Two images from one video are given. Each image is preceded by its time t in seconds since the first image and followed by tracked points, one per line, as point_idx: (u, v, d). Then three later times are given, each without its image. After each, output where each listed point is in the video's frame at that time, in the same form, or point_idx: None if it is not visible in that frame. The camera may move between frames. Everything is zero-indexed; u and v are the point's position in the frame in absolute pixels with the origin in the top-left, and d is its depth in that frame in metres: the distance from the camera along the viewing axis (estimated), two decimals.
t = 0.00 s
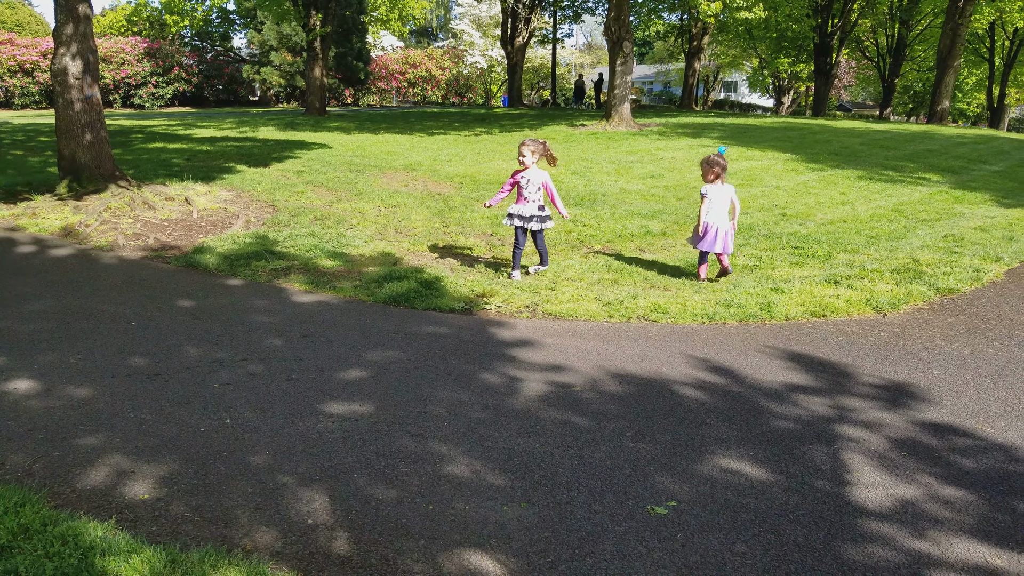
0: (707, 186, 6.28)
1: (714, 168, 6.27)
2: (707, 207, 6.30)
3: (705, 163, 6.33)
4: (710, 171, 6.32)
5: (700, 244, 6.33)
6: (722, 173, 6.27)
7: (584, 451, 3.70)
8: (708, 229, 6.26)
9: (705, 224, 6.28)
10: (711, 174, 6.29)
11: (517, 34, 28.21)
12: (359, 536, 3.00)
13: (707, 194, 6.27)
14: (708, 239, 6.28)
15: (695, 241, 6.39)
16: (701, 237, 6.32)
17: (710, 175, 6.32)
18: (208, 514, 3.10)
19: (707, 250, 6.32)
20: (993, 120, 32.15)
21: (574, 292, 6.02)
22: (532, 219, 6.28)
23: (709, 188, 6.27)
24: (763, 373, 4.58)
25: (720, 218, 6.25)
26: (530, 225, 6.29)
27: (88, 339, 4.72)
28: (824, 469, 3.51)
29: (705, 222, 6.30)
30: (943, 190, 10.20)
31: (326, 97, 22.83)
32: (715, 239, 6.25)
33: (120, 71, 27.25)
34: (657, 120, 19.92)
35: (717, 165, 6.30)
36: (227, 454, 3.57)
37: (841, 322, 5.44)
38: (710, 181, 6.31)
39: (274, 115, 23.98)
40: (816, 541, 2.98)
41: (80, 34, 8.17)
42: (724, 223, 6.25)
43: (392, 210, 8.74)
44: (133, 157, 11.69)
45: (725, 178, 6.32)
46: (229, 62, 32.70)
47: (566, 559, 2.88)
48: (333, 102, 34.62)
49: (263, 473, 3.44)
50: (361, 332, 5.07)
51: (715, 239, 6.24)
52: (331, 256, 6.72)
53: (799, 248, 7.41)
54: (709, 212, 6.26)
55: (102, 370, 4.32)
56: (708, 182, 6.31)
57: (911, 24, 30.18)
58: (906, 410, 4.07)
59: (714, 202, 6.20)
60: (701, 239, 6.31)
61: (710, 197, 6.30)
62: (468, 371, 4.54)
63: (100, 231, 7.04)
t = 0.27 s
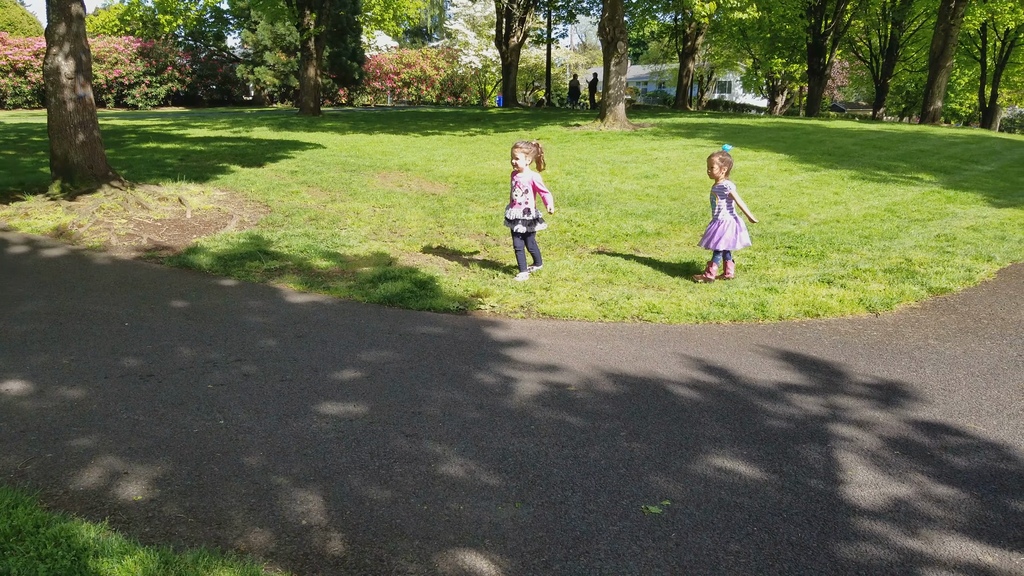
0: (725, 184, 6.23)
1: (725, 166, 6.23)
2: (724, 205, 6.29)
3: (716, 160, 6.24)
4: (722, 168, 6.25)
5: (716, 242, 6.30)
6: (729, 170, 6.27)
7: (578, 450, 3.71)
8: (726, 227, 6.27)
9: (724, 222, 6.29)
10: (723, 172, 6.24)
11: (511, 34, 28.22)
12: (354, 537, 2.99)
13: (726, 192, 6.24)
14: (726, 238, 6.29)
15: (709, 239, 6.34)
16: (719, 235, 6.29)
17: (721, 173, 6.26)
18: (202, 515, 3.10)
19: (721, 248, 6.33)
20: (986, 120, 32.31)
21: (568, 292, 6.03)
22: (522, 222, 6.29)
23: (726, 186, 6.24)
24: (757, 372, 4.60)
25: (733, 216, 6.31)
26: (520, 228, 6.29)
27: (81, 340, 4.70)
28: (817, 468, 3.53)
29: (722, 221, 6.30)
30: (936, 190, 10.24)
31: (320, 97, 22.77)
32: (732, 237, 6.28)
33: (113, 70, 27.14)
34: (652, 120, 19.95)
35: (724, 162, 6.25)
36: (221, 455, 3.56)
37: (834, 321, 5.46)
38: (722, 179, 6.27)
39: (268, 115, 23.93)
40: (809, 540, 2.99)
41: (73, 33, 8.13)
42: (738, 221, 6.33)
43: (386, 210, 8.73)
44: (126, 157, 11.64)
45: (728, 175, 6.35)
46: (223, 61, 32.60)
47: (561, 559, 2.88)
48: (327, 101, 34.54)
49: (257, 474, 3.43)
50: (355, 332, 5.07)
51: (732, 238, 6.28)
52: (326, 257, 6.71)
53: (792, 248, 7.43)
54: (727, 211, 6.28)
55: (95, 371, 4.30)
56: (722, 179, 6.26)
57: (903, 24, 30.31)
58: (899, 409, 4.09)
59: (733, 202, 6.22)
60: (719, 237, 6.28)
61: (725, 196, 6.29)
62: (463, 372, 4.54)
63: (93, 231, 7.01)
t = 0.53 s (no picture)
0: (735, 181, 6.24)
1: (732, 163, 6.24)
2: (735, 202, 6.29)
3: (725, 158, 6.20)
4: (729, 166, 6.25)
5: (731, 240, 6.24)
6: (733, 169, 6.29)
7: (575, 450, 3.71)
8: (738, 224, 6.27)
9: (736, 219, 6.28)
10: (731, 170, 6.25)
11: (507, 34, 28.24)
12: (351, 536, 3.00)
13: (738, 189, 6.24)
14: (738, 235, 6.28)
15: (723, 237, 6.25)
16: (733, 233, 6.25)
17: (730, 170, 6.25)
18: (200, 516, 3.10)
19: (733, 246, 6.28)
20: (983, 119, 32.32)
21: (565, 292, 6.03)
22: (518, 224, 6.32)
23: (737, 183, 6.25)
24: (755, 372, 4.60)
25: (740, 213, 6.34)
26: (518, 230, 6.33)
27: (79, 340, 4.71)
28: (815, 467, 3.53)
29: (734, 218, 6.28)
30: (933, 188, 10.25)
31: (316, 97, 22.78)
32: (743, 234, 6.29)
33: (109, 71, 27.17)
34: (649, 120, 19.95)
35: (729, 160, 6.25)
36: (219, 455, 3.57)
37: (832, 320, 5.46)
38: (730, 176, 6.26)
39: (265, 116, 23.95)
40: (807, 539, 2.99)
41: (70, 34, 8.14)
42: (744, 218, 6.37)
43: (382, 211, 8.74)
44: (123, 158, 11.65)
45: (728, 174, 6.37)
46: (219, 62, 32.61)
47: (558, 558, 2.89)
48: (324, 102, 34.54)
49: (255, 474, 3.44)
50: (352, 332, 5.07)
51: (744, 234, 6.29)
52: (322, 257, 6.71)
53: (789, 248, 7.43)
54: (738, 208, 6.29)
55: (93, 371, 4.31)
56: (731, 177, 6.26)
57: (900, 23, 30.33)
58: (897, 408, 4.09)
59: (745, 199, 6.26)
60: (734, 234, 6.24)
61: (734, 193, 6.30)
62: (460, 372, 4.55)
63: (90, 232, 7.01)
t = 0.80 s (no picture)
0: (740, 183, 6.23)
1: (736, 166, 6.25)
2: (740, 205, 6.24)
3: (729, 160, 6.21)
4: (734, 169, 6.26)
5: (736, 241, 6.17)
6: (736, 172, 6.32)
7: (576, 449, 3.70)
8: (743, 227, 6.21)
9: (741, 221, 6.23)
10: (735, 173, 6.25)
11: (508, 33, 28.25)
12: (353, 534, 3.00)
13: (743, 191, 6.22)
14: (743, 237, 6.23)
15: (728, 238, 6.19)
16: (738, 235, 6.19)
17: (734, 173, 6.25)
18: (201, 513, 3.10)
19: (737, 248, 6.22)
20: (986, 119, 32.22)
21: (567, 291, 6.02)
22: (522, 222, 6.31)
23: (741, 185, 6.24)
24: (756, 372, 4.59)
25: (744, 216, 6.30)
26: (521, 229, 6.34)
27: (82, 338, 4.71)
28: (817, 468, 3.52)
29: (739, 219, 6.23)
30: (936, 188, 10.22)
31: (318, 97, 22.81)
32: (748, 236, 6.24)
33: (112, 70, 27.26)
34: (650, 119, 19.93)
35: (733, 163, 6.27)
36: (221, 453, 3.57)
37: (834, 320, 5.45)
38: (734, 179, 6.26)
39: (267, 115, 24.00)
40: (809, 540, 2.98)
41: (72, 34, 8.16)
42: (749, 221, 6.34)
43: (384, 210, 8.74)
44: (125, 157, 11.67)
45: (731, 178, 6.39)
46: (221, 61, 32.68)
47: (560, 558, 2.88)
48: (325, 101, 34.61)
49: (257, 471, 3.44)
50: (354, 331, 5.07)
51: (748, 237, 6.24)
52: (324, 256, 6.72)
53: (790, 248, 7.42)
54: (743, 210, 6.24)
55: (96, 369, 4.32)
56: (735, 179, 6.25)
57: (903, 23, 30.26)
58: (899, 408, 4.08)
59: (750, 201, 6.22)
60: (739, 236, 6.18)
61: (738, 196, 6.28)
62: (461, 370, 4.54)
63: (93, 231, 7.02)
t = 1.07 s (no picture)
0: (741, 189, 6.00)
1: (740, 169, 6.03)
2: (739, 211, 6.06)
3: (732, 163, 6.02)
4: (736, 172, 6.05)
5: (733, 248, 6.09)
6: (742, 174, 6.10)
7: (579, 449, 3.70)
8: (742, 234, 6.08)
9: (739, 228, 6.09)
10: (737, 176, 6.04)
11: (512, 32, 28.25)
12: (357, 533, 3.00)
13: (742, 197, 6.01)
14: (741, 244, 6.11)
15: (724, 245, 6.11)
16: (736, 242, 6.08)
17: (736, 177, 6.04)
18: (206, 512, 3.11)
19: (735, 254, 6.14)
20: (991, 118, 32.12)
21: (570, 291, 6.02)
22: (522, 217, 6.34)
23: (742, 191, 6.03)
24: (760, 372, 4.58)
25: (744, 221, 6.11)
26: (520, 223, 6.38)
27: (87, 337, 4.73)
28: (821, 468, 3.51)
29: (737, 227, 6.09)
30: (940, 188, 10.20)
31: (321, 96, 22.83)
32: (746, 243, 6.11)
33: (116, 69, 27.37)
34: (654, 119, 19.92)
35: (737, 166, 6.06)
36: (225, 452, 3.58)
37: (838, 320, 5.43)
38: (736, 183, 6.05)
39: (271, 114, 24.07)
40: (813, 539, 2.98)
41: (77, 33, 8.17)
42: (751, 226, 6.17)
43: (388, 209, 8.75)
44: (130, 156, 11.70)
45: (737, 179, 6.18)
46: (225, 61, 32.77)
47: (563, 557, 2.88)
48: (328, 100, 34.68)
49: (261, 470, 3.44)
50: (357, 330, 5.08)
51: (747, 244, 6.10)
52: (328, 255, 6.73)
53: (794, 247, 7.41)
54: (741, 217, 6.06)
55: (100, 368, 4.33)
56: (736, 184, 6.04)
57: (908, 22, 30.18)
58: (904, 408, 4.07)
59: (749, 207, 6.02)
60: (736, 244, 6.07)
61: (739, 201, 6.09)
62: (465, 370, 4.54)
63: (97, 230, 7.04)
